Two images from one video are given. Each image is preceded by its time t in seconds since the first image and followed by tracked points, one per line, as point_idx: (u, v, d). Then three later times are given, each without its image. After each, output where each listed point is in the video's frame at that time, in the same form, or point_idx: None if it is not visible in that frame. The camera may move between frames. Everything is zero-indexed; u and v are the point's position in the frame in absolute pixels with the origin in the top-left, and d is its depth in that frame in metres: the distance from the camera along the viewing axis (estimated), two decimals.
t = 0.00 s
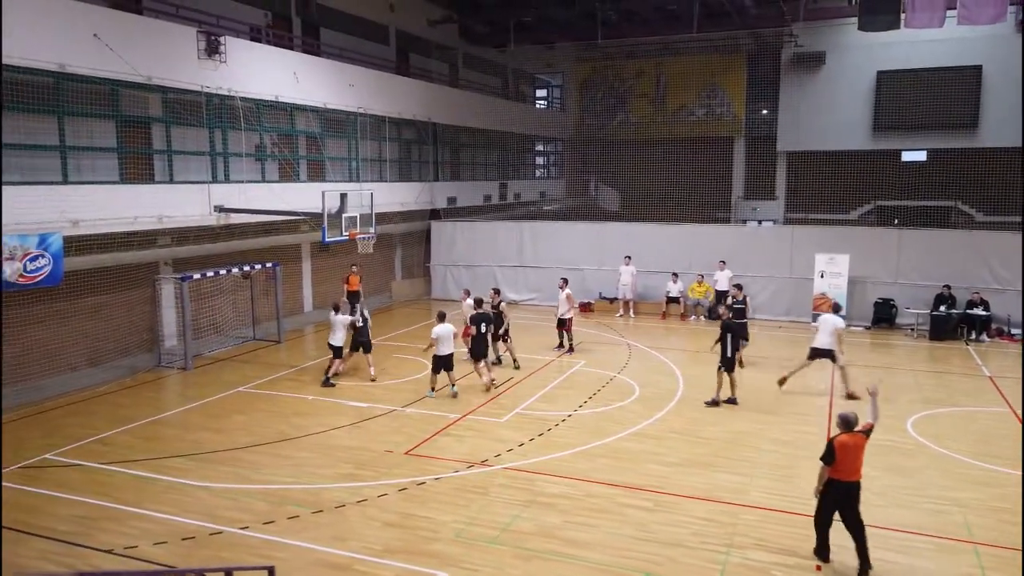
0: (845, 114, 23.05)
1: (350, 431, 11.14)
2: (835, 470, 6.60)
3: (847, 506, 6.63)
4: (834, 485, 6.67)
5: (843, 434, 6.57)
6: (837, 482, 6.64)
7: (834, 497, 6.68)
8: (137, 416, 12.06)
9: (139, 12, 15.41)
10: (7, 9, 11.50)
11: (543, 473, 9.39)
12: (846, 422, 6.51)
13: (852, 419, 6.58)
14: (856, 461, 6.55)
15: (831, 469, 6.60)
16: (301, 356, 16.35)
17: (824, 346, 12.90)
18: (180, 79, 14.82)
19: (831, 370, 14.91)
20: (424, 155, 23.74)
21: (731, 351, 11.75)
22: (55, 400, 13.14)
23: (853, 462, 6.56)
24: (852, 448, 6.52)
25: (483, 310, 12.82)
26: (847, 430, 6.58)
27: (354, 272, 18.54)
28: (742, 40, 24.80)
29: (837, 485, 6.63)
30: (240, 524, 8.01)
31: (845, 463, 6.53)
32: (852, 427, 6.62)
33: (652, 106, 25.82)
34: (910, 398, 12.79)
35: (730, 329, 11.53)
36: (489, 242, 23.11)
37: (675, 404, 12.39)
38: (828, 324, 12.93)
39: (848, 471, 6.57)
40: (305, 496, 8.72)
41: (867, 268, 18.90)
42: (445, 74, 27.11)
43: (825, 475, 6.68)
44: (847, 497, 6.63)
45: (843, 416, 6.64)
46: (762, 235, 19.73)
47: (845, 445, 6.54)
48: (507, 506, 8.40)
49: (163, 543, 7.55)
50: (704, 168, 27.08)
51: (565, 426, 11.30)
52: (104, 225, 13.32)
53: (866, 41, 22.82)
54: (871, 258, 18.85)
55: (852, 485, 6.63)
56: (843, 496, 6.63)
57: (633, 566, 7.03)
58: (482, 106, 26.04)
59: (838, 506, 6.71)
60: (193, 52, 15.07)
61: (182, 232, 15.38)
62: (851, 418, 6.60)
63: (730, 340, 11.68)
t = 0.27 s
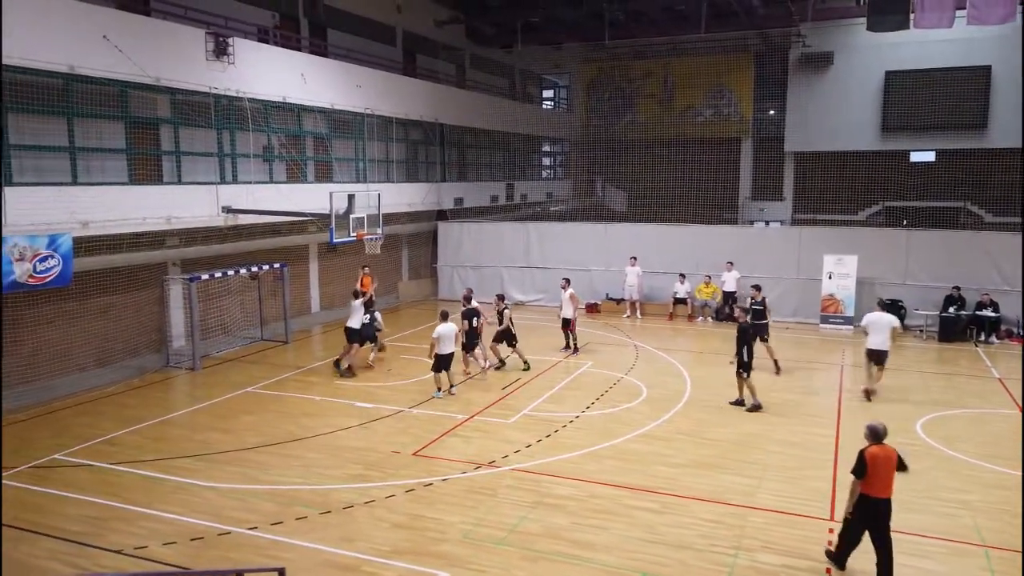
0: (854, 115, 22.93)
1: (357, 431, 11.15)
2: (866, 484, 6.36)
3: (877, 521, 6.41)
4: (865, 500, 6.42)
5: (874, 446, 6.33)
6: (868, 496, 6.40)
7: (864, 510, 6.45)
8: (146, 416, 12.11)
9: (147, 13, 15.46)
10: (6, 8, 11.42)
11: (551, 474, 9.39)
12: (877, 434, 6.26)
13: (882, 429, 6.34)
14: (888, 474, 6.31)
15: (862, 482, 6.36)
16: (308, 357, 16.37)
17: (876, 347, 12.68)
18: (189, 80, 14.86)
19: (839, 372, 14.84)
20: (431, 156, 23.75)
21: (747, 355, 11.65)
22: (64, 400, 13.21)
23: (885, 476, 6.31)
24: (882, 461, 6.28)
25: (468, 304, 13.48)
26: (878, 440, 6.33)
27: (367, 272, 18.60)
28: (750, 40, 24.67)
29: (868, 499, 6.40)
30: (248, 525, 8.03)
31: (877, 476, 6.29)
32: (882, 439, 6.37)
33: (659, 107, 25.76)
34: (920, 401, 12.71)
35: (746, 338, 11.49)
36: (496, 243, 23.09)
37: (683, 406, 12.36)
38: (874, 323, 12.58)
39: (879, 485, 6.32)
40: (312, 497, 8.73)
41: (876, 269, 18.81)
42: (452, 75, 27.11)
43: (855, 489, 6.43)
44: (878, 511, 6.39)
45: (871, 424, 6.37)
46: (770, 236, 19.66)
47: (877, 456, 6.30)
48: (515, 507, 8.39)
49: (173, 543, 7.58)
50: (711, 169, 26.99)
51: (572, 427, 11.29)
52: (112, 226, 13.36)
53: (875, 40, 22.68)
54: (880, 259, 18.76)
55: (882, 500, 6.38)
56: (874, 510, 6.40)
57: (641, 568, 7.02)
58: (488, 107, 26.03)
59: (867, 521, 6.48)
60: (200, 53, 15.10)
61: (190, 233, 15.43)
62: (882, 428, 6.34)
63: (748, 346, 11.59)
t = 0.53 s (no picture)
0: (862, 117, 22.85)
1: (364, 434, 11.16)
2: (890, 494, 6.07)
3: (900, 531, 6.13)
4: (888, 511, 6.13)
5: (899, 454, 6.06)
6: (891, 507, 6.11)
7: (888, 523, 6.14)
8: (154, 418, 12.15)
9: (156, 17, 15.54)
10: (11, 11, 11.42)
11: (557, 477, 9.37)
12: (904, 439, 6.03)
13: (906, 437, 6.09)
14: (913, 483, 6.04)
15: (886, 492, 6.08)
16: (315, 359, 16.40)
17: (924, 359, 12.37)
18: (197, 83, 14.92)
19: (846, 375, 14.79)
20: (437, 158, 23.78)
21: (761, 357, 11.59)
22: (72, 401, 13.27)
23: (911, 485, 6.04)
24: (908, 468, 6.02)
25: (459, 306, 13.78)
26: (902, 448, 6.08)
27: (380, 274, 18.70)
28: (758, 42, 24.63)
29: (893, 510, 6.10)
30: (256, 527, 8.04)
31: (902, 485, 6.01)
32: (906, 447, 6.12)
33: (666, 109, 25.74)
34: (929, 404, 12.65)
35: (759, 337, 11.47)
36: (503, 245, 23.09)
37: (690, 409, 12.34)
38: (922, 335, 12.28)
39: (904, 495, 6.04)
40: (319, 500, 8.74)
41: (884, 271, 18.74)
42: (458, 77, 27.03)
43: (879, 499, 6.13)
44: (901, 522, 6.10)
45: (895, 432, 6.13)
46: (777, 239, 19.62)
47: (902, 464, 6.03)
48: (522, 511, 8.38)
49: (180, 546, 7.59)
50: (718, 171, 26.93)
51: (579, 429, 11.28)
52: (120, 228, 13.41)
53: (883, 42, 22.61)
54: (888, 262, 18.70)
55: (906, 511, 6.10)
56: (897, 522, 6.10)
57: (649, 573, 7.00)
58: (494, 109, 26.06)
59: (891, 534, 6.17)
60: (209, 56, 15.16)
61: (198, 235, 15.48)
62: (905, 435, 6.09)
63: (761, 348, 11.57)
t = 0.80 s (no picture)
0: (865, 122, 22.81)
1: (369, 439, 11.16)
2: (903, 510, 6.01)
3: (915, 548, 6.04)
4: (903, 527, 6.05)
5: (914, 469, 5.97)
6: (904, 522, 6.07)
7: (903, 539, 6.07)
8: (159, 423, 12.16)
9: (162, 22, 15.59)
10: (17, 17, 11.45)
11: (563, 483, 9.36)
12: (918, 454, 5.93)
13: (921, 452, 5.98)
14: (927, 499, 5.94)
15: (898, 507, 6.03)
16: (318, 363, 16.40)
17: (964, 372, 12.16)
18: (202, 88, 14.95)
19: (851, 381, 14.76)
20: (441, 162, 23.80)
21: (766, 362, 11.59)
22: (78, 406, 13.28)
23: (926, 501, 5.94)
24: (920, 484, 5.93)
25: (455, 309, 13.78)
26: (917, 463, 5.97)
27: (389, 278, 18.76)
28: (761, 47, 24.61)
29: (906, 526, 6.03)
30: (261, 533, 8.03)
31: (914, 501, 5.94)
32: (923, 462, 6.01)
33: (669, 114, 25.74)
34: (935, 410, 12.62)
35: (766, 344, 11.48)
36: (506, 250, 23.09)
37: (695, 414, 12.32)
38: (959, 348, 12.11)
39: (916, 511, 5.96)
40: (325, 505, 8.73)
41: (889, 276, 18.72)
42: (460, 81, 27.39)
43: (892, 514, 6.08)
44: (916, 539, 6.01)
45: (910, 446, 6.03)
46: (782, 244, 19.59)
47: (914, 480, 5.96)
48: (528, 517, 8.36)
49: (186, 552, 7.59)
50: (722, 175, 26.90)
51: (584, 435, 11.27)
52: (124, 233, 13.42)
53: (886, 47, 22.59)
54: (892, 267, 18.67)
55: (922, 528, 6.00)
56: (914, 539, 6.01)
57: None
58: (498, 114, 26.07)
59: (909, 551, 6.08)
60: (213, 61, 15.19)
61: (202, 239, 15.50)
62: (921, 451, 5.97)
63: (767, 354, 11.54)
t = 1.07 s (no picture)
0: (865, 127, 22.83)
1: (369, 443, 11.15)
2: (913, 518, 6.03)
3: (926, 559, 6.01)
4: (915, 536, 6.05)
5: (924, 478, 5.98)
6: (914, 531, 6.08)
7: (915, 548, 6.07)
8: (160, 426, 12.14)
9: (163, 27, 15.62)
10: (19, 21, 11.45)
11: (565, 488, 9.35)
12: (925, 463, 5.94)
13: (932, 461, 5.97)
14: (937, 509, 5.92)
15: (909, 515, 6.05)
16: (318, 368, 16.37)
17: (966, 376, 12.08)
18: (203, 92, 14.96)
19: (852, 385, 14.76)
20: (441, 166, 23.81)
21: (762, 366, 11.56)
22: (78, 410, 13.27)
23: (935, 511, 5.92)
24: (929, 493, 5.93)
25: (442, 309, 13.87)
26: (927, 472, 5.97)
27: (393, 281, 18.81)
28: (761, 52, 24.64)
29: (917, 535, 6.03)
30: (262, 538, 8.02)
31: (922, 510, 5.95)
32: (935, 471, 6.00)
33: (669, 118, 25.77)
34: (936, 414, 12.61)
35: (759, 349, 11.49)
36: (507, 254, 23.09)
37: (695, 419, 12.32)
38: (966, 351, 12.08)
39: (924, 521, 5.95)
40: (327, 510, 8.72)
41: (889, 281, 18.73)
42: (461, 85, 27.37)
43: (903, 523, 6.09)
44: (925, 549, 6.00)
45: (921, 454, 6.04)
46: (782, 248, 19.61)
47: (923, 488, 5.97)
48: (530, 522, 8.35)
49: (188, 556, 7.58)
50: (722, 179, 26.91)
51: (585, 439, 11.26)
52: (126, 237, 13.42)
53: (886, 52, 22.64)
54: (893, 271, 18.68)
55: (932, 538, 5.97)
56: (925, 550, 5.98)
57: None
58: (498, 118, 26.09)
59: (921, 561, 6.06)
60: (215, 65, 15.21)
61: (203, 243, 15.50)
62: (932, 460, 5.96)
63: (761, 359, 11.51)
